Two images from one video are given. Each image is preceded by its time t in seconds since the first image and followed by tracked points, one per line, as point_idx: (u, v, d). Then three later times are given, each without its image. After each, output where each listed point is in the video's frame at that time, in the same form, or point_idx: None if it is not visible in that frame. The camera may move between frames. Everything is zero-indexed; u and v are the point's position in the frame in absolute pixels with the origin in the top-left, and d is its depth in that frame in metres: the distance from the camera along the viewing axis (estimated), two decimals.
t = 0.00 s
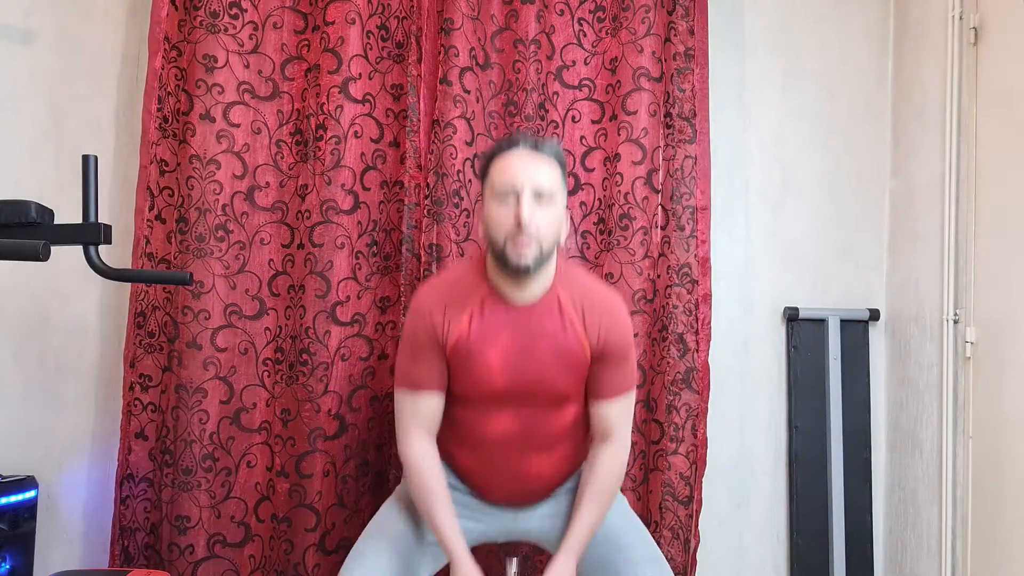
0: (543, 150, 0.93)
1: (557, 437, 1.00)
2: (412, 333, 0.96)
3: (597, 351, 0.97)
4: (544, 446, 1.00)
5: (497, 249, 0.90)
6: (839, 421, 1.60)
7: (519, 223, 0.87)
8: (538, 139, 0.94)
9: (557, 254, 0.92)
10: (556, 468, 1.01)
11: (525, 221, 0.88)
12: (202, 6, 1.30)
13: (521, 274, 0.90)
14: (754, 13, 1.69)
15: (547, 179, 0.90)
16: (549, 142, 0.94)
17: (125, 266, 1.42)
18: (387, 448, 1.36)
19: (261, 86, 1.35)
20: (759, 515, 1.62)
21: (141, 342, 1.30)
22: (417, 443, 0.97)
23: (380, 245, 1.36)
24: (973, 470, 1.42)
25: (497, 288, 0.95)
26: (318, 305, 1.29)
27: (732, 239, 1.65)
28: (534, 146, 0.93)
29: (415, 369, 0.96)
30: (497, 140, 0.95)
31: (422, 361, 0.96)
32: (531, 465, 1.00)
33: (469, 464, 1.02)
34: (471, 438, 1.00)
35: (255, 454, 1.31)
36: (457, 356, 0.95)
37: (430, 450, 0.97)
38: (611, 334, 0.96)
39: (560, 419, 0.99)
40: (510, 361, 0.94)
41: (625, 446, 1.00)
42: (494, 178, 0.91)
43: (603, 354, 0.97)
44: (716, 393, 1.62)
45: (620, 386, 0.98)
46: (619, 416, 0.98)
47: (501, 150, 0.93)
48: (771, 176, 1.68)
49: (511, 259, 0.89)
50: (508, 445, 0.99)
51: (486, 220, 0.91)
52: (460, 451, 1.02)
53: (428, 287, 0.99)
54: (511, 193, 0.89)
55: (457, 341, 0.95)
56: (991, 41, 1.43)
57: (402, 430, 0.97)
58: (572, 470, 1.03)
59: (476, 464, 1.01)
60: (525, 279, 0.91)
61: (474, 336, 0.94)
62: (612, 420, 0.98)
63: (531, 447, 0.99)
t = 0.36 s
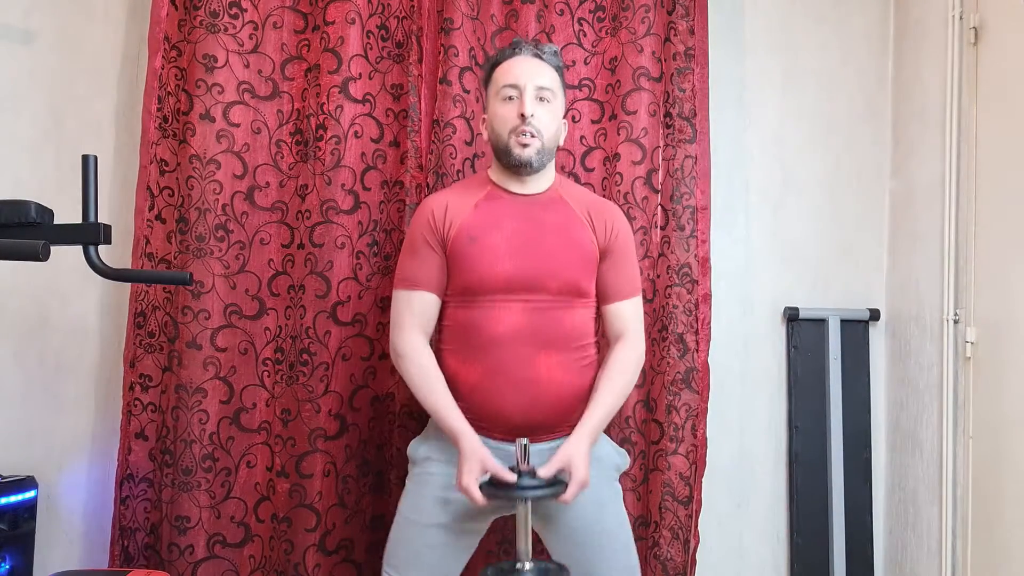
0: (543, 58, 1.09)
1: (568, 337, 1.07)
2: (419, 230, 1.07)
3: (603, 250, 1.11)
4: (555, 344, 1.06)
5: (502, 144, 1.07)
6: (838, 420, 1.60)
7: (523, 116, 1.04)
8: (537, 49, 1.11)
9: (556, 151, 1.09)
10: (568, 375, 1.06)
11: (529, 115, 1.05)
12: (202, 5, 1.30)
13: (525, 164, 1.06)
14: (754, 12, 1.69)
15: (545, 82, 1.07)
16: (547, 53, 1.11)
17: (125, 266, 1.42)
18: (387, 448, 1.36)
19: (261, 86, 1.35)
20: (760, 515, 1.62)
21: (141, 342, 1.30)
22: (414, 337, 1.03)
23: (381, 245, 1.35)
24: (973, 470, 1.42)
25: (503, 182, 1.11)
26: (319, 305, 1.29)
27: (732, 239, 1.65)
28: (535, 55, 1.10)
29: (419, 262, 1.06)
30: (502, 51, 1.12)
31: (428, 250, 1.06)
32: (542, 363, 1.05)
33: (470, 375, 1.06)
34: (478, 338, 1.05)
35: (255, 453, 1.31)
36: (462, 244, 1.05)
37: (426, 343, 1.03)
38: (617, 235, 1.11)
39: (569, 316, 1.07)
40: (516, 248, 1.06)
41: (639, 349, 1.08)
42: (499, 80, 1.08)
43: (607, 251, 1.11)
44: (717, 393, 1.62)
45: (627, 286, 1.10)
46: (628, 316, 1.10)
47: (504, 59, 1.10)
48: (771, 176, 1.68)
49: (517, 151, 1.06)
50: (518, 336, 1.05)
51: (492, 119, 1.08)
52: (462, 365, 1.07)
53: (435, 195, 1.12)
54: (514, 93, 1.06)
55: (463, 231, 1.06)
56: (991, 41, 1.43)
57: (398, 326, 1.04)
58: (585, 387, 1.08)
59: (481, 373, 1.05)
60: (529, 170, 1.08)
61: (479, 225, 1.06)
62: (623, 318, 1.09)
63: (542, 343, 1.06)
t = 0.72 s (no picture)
0: (536, 66, 1.15)
1: (569, 326, 1.07)
2: (419, 227, 1.10)
3: (599, 247, 1.13)
4: (557, 333, 1.06)
5: (497, 145, 1.11)
6: (837, 420, 1.61)
7: (518, 118, 1.09)
8: (531, 58, 1.16)
9: (551, 152, 1.13)
10: (569, 364, 1.05)
11: (523, 116, 1.09)
12: (202, 6, 1.31)
13: (521, 164, 1.10)
14: (753, 13, 1.69)
15: (538, 86, 1.12)
16: (540, 62, 1.17)
17: (126, 266, 1.42)
18: (387, 448, 1.36)
19: (262, 86, 1.35)
20: (759, 514, 1.62)
21: (141, 342, 1.30)
22: (413, 329, 1.04)
23: (381, 245, 1.35)
24: (973, 470, 1.42)
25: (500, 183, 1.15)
26: (319, 305, 1.30)
27: (732, 239, 1.65)
28: (529, 63, 1.15)
29: (419, 254, 1.08)
30: (497, 61, 1.17)
31: (428, 243, 1.08)
32: (543, 349, 1.04)
33: (469, 363, 1.05)
34: (478, 324, 1.05)
35: (256, 453, 1.32)
36: (462, 236, 1.07)
37: (426, 335, 1.04)
38: (613, 232, 1.14)
39: (570, 305, 1.07)
40: (515, 238, 1.08)
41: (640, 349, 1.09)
42: (494, 86, 1.12)
43: (606, 246, 1.13)
44: (716, 393, 1.62)
45: (625, 280, 1.12)
46: (627, 312, 1.11)
47: (500, 67, 1.16)
48: (770, 177, 1.68)
49: (513, 151, 1.10)
50: (520, 322, 1.05)
51: (489, 121, 1.12)
52: (461, 355, 1.06)
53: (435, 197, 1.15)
54: (509, 96, 1.11)
55: (462, 224, 1.08)
56: (990, 42, 1.43)
57: (398, 319, 1.05)
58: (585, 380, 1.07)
59: (480, 360, 1.04)
60: (525, 170, 1.11)
61: (478, 218, 1.09)
62: (622, 312, 1.11)
63: (543, 329, 1.05)
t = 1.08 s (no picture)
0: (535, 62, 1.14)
1: (564, 342, 1.08)
2: (419, 234, 1.09)
3: (597, 254, 1.12)
4: (552, 349, 1.07)
5: (497, 143, 1.09)
6: (836, 420, 1.61)
7: (516, 114, 1.07)
8: (530, 54, 1.15)
9: (551, 150, 1.12)
10: (564, 377, 1.07)
11: (521, 112, 1.08)
12: (203, 7, 1.31)
13: (520, 161, 1.09)
14: (753, 14, 1.70)
15: (536, 83, 1.10)
16: (540, 57, 1.16)
17: (126, 266, 1.43)
18: (387, 448, 1.36)
19: (262, 87, 1.36)
20: (759, 514, 1.63)
21: (142, 342, 1.30)
22: (417, 344, 1.04)
23: (381, 245, 1.36)
24: (972, 470, 1.42)
25: (500, 182, 1.13)
26: (319, 305, 1.30)
27: (732, 239, 1.65)
28: (527, 59, 1.14)
29: (419, 265, 1.07)
30: (496, 58, 1.16)
31: (428, 253, 1.08)
32: (538, 365, 1.06)
33: (468, 376, 1.07)
34: (477, 341, 1.06)
35: (256, 453, 1.32)
36: (462, 248, 1.07)
37: (429, 351, 1.05)
38: (611, 238, 1.12)
39: (566, 320, 1.08)
40: (513, 250, 1.07)
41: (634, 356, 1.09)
42: (493, 82, 1.11)
43: (603, 254, 1.12)
44: (715, 393, 1.62)
45: (622, 289, 1.11)
46: (624, 321, 1.10)
47: (499, 64, 1.14)
48: (769, 177, 1.68)
49: (511, 148, 1.08)
50: (517, 341, 1.06)
51: (487, 119, 1.11)
52: (460, 368, 1.07)
53: (435, 200, 1.15)
54: (507, 92, 1.10)
55: (462, 234, 1.08)
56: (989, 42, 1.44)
57: (402, 332, 1.05)
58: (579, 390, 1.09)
59: (478, 375, 1.06)
60: (524, 168, 1.09)
61: (478, 228, 1.08)
62: (617, 322, 1.10)
63: (539, 347, 1.06)
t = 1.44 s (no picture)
0: (537, 155, 0.96)
1: (552, 447, 1.03)
2: (411, 342, 0.98)
3: (593, 363, 1.00)
4: (538, 456, 1.03)
5: (493, 255, 0.93)
6: (838, 421, 1.60)
7: (516, 226, 0.90)
8: (532, 143, 0.97)
9: (553, 259, 0.95)
10: (552, 478, 1.05)
11: (522, 225, 0.91)
12: (202, 6, 1.30)
13: (519, 279, 0.92)
14: (753, 13, 1.69)
15: (540, 184, 0.93)
16: (542, 148, 0.98)
17: (126, 266, 1.42)
18: (387, 448, 1.36)
19: (262, 86, 1.35)
20: (759, 515, 1.62)
21: (141, 342, 1.30)
22: (416, 460, 0.99)
23: (380, 245, 1.36)
24: (973, 472, 1.42)
25: (495, 293, 0.97)
26: (319, 305, 1.29)
27: (732, 239, 1.65)
28: (528, 152, 0.96)
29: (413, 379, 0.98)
30: (492, 146, 0.98)
31: (422, 366, 0.98)
32: (527, 476, 1.03)
33: (462, 472, 1.05)
34: (468, 449, 1.02)
35: (256, 453, 1.32)
36: (455, 368, 0.97)
37: (429, 466, 1.00)
38: (609, 347, 0.99)
39: (556, 430, 1.02)
40: (506, 372, 0.97)
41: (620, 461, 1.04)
42: (490, 183, 0.94)
43: (599, 366, 1.00)
44: (716, 394, 1.62)
45: (615, 399, 1.01)
46: (612, 429, 1.02)
47: (496, 156, 0.97)
48: (770, 177, 1.68)
49: (509, 263, 0.92)
50: (506, 456, 1.02)
51: (483, 225, 0.94)
52: (454, 461, 1.05)
53: (424, 295, 1.01)
54: (505, 197, 0.92)
55: (455, 352, 0.97)
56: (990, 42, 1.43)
57: (401, 442, 1.00)
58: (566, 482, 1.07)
59: (470, 473, 1.04)
60: (523, 284, 0.93)
61: (473, 344, 0.97)
62: (607, 433, 1.02)
63: (527, 456, 1.02)
